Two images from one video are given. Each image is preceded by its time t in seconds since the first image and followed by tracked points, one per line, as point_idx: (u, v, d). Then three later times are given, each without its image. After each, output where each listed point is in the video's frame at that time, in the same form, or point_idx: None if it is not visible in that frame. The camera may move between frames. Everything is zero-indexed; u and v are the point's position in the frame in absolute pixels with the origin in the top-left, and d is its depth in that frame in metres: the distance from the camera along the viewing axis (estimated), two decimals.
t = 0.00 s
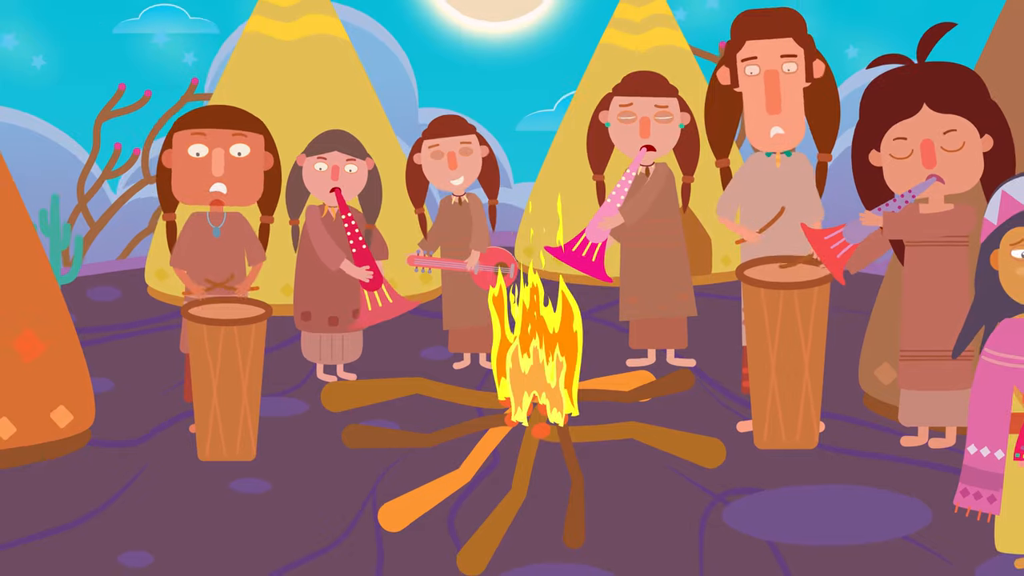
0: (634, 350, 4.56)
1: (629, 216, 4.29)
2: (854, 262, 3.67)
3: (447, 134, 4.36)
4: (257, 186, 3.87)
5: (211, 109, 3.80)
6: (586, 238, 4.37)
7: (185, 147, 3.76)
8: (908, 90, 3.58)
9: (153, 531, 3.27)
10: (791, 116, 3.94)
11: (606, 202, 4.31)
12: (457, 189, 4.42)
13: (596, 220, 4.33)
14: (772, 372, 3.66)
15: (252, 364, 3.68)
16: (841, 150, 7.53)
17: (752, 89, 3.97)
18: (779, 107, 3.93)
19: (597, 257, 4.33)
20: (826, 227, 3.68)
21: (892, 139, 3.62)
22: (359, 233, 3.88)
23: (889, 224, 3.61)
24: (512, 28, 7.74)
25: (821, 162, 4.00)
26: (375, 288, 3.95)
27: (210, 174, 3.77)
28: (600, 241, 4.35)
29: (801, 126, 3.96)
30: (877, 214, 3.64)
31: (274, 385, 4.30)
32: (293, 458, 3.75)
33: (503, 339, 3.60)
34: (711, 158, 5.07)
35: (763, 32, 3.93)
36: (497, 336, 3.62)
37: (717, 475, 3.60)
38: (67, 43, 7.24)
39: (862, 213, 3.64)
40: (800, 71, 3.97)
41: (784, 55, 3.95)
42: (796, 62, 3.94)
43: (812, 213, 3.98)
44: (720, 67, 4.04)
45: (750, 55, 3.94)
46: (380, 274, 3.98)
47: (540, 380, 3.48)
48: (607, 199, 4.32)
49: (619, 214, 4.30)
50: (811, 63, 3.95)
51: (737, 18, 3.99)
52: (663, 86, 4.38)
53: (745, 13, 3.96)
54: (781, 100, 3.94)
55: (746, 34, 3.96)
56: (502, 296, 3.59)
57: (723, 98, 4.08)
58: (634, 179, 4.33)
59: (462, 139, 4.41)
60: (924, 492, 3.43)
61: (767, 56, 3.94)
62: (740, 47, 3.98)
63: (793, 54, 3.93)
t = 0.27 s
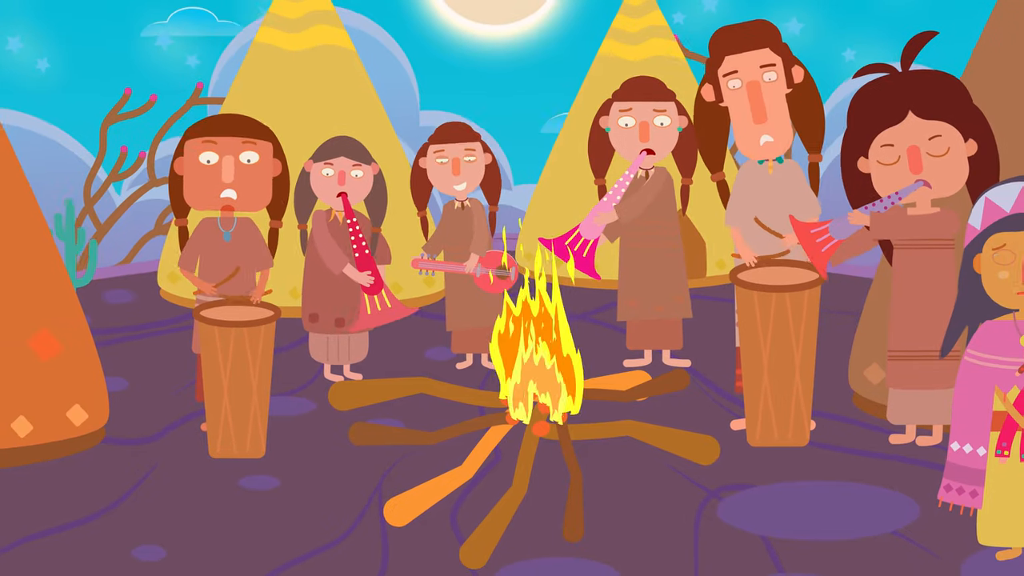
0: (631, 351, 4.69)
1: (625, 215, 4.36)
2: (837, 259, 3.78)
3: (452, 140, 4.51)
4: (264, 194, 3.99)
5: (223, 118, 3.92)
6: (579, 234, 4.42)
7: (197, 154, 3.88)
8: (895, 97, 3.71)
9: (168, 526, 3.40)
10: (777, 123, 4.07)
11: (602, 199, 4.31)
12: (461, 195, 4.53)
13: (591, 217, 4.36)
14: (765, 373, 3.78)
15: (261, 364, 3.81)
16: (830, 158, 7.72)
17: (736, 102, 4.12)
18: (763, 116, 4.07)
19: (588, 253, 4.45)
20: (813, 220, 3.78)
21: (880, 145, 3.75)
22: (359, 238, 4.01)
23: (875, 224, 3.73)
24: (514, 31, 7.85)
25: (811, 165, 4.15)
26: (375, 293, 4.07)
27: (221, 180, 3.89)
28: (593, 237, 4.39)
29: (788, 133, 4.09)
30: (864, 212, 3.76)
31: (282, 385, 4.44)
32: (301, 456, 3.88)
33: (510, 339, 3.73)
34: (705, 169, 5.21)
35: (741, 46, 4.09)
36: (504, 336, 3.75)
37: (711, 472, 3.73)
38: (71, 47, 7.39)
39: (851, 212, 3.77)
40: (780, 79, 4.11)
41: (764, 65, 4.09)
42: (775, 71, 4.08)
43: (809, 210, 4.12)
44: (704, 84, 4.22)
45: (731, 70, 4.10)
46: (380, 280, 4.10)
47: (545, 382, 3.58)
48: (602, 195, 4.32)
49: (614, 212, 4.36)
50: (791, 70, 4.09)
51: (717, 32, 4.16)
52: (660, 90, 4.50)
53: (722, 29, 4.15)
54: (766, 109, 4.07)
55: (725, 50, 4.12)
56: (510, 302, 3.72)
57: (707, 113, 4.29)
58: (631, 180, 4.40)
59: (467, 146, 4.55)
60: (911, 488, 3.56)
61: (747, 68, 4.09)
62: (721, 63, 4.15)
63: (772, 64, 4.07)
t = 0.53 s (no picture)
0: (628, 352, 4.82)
1: (621, 211, 4.50)
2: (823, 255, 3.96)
3: (448, 153, 4.65)
4: (270, 198, 4.13)
5: (229, 127, 4.09)
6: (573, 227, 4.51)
7: (205, 163, 4.04)
8: (881, 103, 3.83)
9: (181, 520, 3.53)
10: (774, 131, 4.21)
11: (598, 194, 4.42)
12: (464, 203, 4.70)
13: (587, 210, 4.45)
14: (758, 372, 3.91)
15: (270, 365, 3.93)
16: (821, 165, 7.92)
17: (736, 107, 4.25)
18: (761, 124, 4.21)
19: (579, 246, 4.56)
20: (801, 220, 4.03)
21: (868, 151, 3.88)
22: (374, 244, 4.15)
23: (863, 223, 3.84)
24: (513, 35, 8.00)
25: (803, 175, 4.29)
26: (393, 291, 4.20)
27: (230, 187, 4.04)
28: (587, 231, 4.48)
29: (784, 141, 4.24)
30: (853, 212, 3.87)
31: (290, 385, 4.57)
32: (308, 454, 4.00)
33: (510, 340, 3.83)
34: (702, 176, 5.38)
35: (743, 54, 4.22)
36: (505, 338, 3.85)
37: (706, 469, 3.86)
38: (75, 49, 7.58)
39: (840, 211, 3.87)
40: (780, 88, 4.25)
41: (765, 74, 4.24)
42: (776, 81, 4.22)
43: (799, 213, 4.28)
44: (705, 88, 4.33)
45: (733, 76, 4.23)
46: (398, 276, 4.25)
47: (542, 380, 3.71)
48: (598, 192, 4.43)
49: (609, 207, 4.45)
50: (791, 81, 4.23)
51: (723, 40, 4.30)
52: (660, 96, 4.62)
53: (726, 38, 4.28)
54: (764, 116, 4.21)
55: (727, 57, 4.26)
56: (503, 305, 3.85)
57: (707, 117, 4.39)
58: (630, 180, 4.55)
59: (463, 155, 4.69)
60: (897, 484, 3.69)
61: (749, 76, 4.23)
62: (721, 70, 4.28)
63: (773, 74, 4.22)
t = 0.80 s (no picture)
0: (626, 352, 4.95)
1: (619, 207, 4.64)
2: (822, 264, 4.05)
3: (460, 153, 4.85)
4: (282, 206, 4.28)
5: (249, 133, 4.21)
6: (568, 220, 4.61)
7: (222, 166, 4.18)
8: (873, 112, 3.95)
9: (194, 516, 3.65)
10: (766, 140, 4.36)
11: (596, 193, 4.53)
12: (467, 204, 4.88)
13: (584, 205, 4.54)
14: (751, 371, 4.03)
15: (278, 365, 4.05)
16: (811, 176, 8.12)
17: (729, 115, 4.43)
18: (752, 133, 4.37)
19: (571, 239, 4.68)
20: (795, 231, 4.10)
21: (860, 159, 3.99)
22: (387, 245, 4.24)
23: (855, 232, 3.99)
24: (512, 36, 8.16)
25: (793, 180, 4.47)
26: (410, 286, 4.29)
27: (243, 192, 4.18)
28: (583, 224, 4.58)
29: (776, 148, 4.38)
30: (845, 223, 4.03)
31: (297, 384, 4.70)
32: (316, 452, 4.13)
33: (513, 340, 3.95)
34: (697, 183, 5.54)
35: (737, 64, 4.38)
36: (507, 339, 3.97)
37: (702, 466, 3.98)
38: (80, 52, 7.72)
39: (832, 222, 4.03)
40: (770, 97, 4.41)
41: (756, 83, 4.39)
42: (766, 90, 4.38)
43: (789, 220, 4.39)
44: (699, 98, 4.52)
45: (725, 86, 4.40)
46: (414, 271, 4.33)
47: (540, 381, 3.83)
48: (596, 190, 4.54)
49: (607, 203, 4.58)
50: (780, 90, 4.39)
51: (714, 49, 4.47)
52: (659, 100, 4.74)
53: (722, 46, 4.45)
54: (756, 125, 4.37)
55: (720, 66, 4.42)
56: (506, 307, 3.97)
57: (700, 125, 4.62)
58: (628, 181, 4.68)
59: (474, 159, 4.89)
60: (886, 481, 3.81)
61: (741, 86, 4.39)
62: (716, 78, 4.45)
63: (764, 83, 4.38)
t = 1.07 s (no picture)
0: (623, 352, 5.08)
1: (617, 216, 4.74)
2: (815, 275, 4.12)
3: (467, 161, 5.01)
4: (286, 210, 4.39)
5: (248, 141, 4.34)
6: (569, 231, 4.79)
7: (224, 175, 4.30)
8: (865, 120, 4.07)
9: (205, 511, 3.77)
10: (758, 146, 4.49)
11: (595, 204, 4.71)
12: (475, 211, 5.04)
13: (584, 215, 4.74)
14: (745, 371, 4.17)
15: (285, 365, 4.18)
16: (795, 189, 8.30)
17: (721, 125, 4.54)
18: (745, 138, 4.48)
19: (573, 249, 4.83)
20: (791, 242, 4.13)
21: (852, 165, 4.11)
22: (399, 238, 4.42)
23: (847, 240, 4.09)
24: (518, 38, 8.28)
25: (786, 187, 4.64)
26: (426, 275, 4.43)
27: (247, 199, 4.30)
28: (582, 236, 4.78)
29: (768, 154, 4.52)
30: (837, 231, 4.12)
31: (304, 383, 4.83)
32: (323, 449, 4.26)
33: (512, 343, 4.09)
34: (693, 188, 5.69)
35: (725, 74, 4.49)
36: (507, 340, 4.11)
37: (697, 462, 4.11)
38: (85, 54, 7.84)
39: (825, 231, 4.12)
40: (760, 104, 4.53)
41: (745, 91, 4.51)
42: (756, 97, 4.50)
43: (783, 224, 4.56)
44: (691, 108, 4.64)
45: (716, 95, 4.52)
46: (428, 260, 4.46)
47: (540, 380, 3.93)
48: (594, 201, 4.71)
49: (605, 211, 4.74)
50: (770, 97, 4.51)
51: (704, 61, 4.59)
52: (653, 110, 4.87)
53: (710, 58, 4.55)
54: (747, 132, 4.49)
55: (709, 77, 4.54)
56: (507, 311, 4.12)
57: (695, 135, 4.68)
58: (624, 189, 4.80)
59: (481, 167, 5.05)
60: (875, 477, 3.93)
61: (731, 95, 4.51)
62: (705, 89, 4.57)
63: (753, 91, 4.50)
